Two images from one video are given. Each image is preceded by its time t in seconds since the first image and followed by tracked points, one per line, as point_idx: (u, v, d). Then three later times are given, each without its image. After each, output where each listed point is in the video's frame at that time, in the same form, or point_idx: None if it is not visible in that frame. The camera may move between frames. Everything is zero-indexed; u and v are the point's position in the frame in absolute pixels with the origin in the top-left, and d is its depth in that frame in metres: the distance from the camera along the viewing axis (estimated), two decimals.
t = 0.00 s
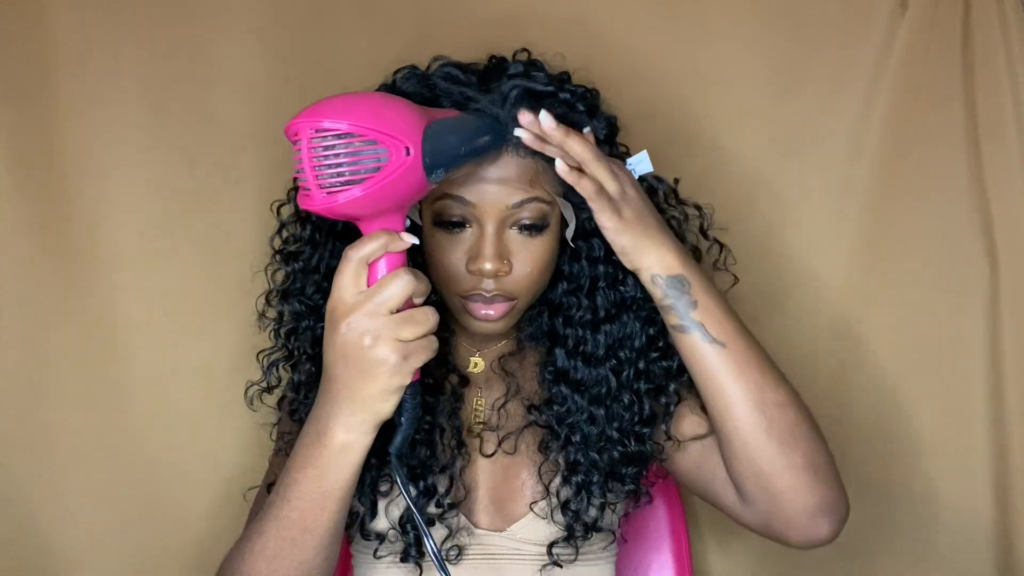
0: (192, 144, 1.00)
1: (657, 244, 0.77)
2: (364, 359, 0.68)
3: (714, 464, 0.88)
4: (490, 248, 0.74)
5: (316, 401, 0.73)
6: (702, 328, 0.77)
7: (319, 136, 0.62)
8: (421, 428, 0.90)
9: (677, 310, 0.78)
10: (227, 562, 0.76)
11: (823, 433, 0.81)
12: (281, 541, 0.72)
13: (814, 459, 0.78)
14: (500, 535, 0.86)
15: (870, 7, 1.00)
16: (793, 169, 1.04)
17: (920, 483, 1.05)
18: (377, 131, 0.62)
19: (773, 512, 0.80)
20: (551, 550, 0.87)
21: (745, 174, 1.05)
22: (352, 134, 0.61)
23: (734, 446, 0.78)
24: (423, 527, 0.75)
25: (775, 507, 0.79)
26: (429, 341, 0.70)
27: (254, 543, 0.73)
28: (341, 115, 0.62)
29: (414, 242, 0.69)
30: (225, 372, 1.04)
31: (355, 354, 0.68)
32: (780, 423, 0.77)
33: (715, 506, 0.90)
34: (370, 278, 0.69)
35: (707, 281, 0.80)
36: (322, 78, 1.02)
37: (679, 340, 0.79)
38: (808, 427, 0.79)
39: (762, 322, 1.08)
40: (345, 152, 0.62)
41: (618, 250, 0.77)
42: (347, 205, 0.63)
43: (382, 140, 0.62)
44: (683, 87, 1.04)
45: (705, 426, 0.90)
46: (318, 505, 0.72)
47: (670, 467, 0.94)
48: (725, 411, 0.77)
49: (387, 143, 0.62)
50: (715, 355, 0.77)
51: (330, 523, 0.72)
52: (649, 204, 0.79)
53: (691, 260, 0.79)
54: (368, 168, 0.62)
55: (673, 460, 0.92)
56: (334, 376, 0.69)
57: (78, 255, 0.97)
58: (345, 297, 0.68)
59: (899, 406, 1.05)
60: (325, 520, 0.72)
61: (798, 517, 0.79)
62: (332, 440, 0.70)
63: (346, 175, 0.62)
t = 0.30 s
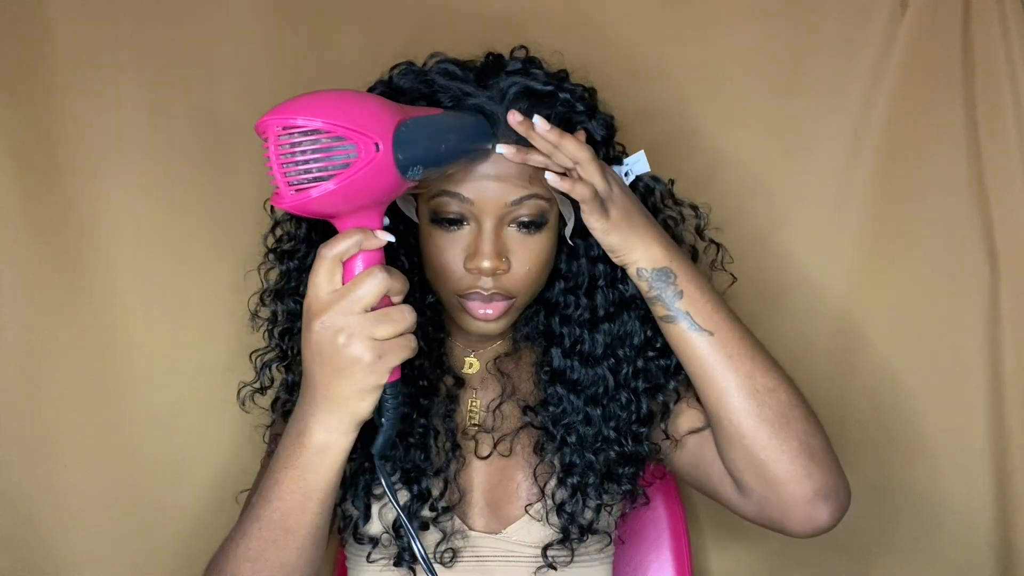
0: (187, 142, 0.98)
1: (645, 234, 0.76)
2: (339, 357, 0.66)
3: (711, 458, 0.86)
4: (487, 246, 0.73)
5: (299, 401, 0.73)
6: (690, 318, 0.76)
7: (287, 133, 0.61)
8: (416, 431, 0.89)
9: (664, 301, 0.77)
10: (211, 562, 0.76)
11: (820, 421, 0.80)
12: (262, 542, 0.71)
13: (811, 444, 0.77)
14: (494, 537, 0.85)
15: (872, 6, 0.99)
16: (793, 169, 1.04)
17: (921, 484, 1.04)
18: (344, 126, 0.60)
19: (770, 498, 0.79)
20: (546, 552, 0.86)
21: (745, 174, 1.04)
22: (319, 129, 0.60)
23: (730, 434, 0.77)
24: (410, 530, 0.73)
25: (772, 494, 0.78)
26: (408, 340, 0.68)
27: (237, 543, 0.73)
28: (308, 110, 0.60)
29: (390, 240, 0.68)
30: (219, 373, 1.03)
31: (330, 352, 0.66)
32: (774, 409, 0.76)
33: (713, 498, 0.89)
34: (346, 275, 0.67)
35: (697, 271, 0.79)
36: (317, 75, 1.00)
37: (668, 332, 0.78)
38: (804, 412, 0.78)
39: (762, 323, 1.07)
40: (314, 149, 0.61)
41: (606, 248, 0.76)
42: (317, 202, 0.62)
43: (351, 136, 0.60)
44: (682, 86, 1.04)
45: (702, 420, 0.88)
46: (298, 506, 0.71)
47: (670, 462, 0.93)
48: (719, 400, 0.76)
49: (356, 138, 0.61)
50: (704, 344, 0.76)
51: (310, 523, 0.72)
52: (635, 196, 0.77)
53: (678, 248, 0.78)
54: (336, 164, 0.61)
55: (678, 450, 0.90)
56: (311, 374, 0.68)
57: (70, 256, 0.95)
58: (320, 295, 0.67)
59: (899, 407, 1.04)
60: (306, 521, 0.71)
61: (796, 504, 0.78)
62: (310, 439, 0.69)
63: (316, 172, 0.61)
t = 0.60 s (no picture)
0: (185, 142, 0.98)
1: (640, 228, 0.75)
2: (322, 350, 0.66)
3: (709, 455, 0.86)
4: (481, 241, 0.73)
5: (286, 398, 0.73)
6: (686, 313, 0.76)
7: (268, 126, 0.61)
8: (412, 430, 0.89)
9: (660, 297, 0.76)
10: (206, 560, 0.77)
11: (818, 416, 0.80)
12: (253, 539, 0.72)
13: (810, 439, 0.77)
14: (491, 538, 0.85)
15: (871, 5, 0.99)
16: (792, 169, 1.03)
17: (922, 486, 1.04)
18: (325, 118, 0.61)
19: (768, 494, 0.78)
20: (544, 552, 0.85)
21: (743, 174, 1.04)
22: (300, 121, 0.61)
23: (726, 430, 0.77)
24: (400, 530, 0.75)
25: (770, 490, 0.78)
26: (392, 332, 0.68)
27: (229, 542, 0.74)
28: (289, 102, 0.61)
29: (373, 232, 0.68)
30: (217, 372, 1.03)
31: (313, 345, 0.66)
32: (770, 403, 0.76)
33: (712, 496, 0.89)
34: (329, 266, 0.67)
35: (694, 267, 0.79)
36: (316, 73, 1.01)
37: (663, 328, 0.78)
38: (802, 407, 0.77)
39: (762, 323, 1.07)
40: (295, 140, 0.61)
41: (601, 241, 0.76)
42: (298, 193, 0.62)
43: (331, 127, 0.61)
44: (681, 87, 1.03)
45: (698, 417, 0.88)
46: (286, 502, 0.71)
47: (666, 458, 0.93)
48: (714, 395, 0.76)
49: (337, 129, 0.61)
50: (699, 339, 0.76)
51: (299, 520, 0.72)
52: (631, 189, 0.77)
53: (673, 243, 0.78)
54: (318, 155, 0.62)
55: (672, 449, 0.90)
56: (295, 369, 0.68)
57: (68, 255, 0.95)
58: (303, 288, 0.67)
59: (900, 408, 1.03)
60: (295, 517, 0.72)
61: (795, 500, 0.77)
62: (296, 435, 0.70)
63: (298, 164, 0.62)
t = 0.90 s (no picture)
0: (189, 142, 0.99)
1: (645, 227, 0.76)
2: (318, 347, 0.67)
3: (711, 456, 0.87)
4: (484, 241, 0.74)
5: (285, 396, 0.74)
6: (690, 312, 0.76)
7: (262, 126, 0.62)
8: (415, 430, 0.89)
9: (665, 295, 0.77)
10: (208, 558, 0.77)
11: (820, 416, 0.80)
12: (253, 537, 0.73)
13: (812, 440, 0.77)
14: (493, 538, 0.85)
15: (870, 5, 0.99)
16: (792, 169, 1.04)
17: (922, 484, 1.04)
18: (317, 116, 0.62)
19: (770, 494, 0.79)
20: (545, 551, 0.86)
21: (743, 174, 1.05)
22: (293, 120, 0.62)
23: (729, 430, 0.77)
24: (401, 529, 0.75)
25: (772, 490, 0.78)
26: (388, 329, 0.68)
27: (230, 541, 0.74)
28: (282, 102, 0.62)
29: (367, 229, 0.69)
30: (219, 372, 1.04)
31: (310, 343, 0.67)
32: (773, 403, 0.76)
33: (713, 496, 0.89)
34: (325, 263, 0.68)
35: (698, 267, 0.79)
36: (318, 75, 1.01)
37: (668, 326, 0.78)
38: (804, 408, 0.78)
39: (762, 323, 1.07)
40: (287, 139, 0.62)
41: (606, 239, 0.76)
42: (292, 190, 0.63)
43: (323, 125, 0.62)
44: (681, 88, 1.04)
45: (699, 418, 0.89)
46: (285, 500, 0.72)
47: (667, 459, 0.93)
48: (718, 394, 0.77)
49: (328, 128, 0.62)
50: (703, 338, 0.76)
51: (299, 518, 0.72)
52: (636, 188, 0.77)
53: (678, 243, 0.78)
54: (310, 153, 0.62)
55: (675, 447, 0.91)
56: (293, 366, 0.69)
57: (73, 255, 0.96)
58: (299, 286, 0.68)
59: (900, 407, 1.04)
60: (295, 515, 0.72)
61: (796, 501, 0.78)
62: (295, 433, 0.70)
63: (290, 161, 0.62)
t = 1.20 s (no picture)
0: (191, 142, 0.99)
1: (626, 224, 0.75)
2: (319, 347, 0.67)
3: (709, 451, 0.87)
4: (490, 243, 0.74)
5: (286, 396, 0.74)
6: (676, 309, 0.77)
7: (263, 126, 0.63)
8: (417, 429, 0.89)
9: (648, 292, 0.77)
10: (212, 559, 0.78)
11: (815, 406, 0.81)
12: (255, 537, 0.73)
13: (806, 430, 0.78)
14: (494, 537, 0.85)
15: (871, 6, 1.00)
16: (793, 169, 1.04)
17: (922, 483, 1.05)
18: (318, 117, 0.62)
19: (766, 485, 0.79)
20: (546, 550, 0.86)
21: (744, 174, 1.05)
22: (294, 121, 0.62)
23: (722, 423, 0.78)
24: (402, 529, 0.76)
25: (768, 480, 0.79)
26: (388, 329, 0.68)
27: (232, 543, 0.74)
28: (283, 103, 0.62)
29: (369, 230, 0.69)
30: (221, 372, 1.04)
31: (311, 342, 0.67)
32: (766, 394, 0.77)
33: (712, 490, 0.90)
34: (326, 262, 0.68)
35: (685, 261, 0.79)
36: (321, 75, 1.01)
37: (655, 322, 0.78)
38: (797, 398, 0.78)
39: (763, 323, 1.07)
40: (289, 140, 0.63)
41: (584, 239, 0.76)
42: (293, 190, 0.63)
43: (324, 126, 0.62)
44: (683, 88, 1.04)
45: (695, 416, 0.90)
46: (286, 500, 0.72)
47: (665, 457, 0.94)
48: (708, 389, 0.77)
49: (329, 128, 0.62)
50: (691, 332, 0.77)
51: (300, 518, 0.73)
52: (615, 186, 0.77)
53: (662, 239, 0.78)
54: (311, 154, 0.63)
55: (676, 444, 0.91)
56: (293, 367, 0.69)
57: (75, 255, 0.96)
58: (301, 286, 0.68)
59: (900, 406, 1.04)
60: (297, 515, 0.72)
61: (791, 490, 0.78)
62: (296, 433, 0.70)
63: (292, 162, 0.63)
